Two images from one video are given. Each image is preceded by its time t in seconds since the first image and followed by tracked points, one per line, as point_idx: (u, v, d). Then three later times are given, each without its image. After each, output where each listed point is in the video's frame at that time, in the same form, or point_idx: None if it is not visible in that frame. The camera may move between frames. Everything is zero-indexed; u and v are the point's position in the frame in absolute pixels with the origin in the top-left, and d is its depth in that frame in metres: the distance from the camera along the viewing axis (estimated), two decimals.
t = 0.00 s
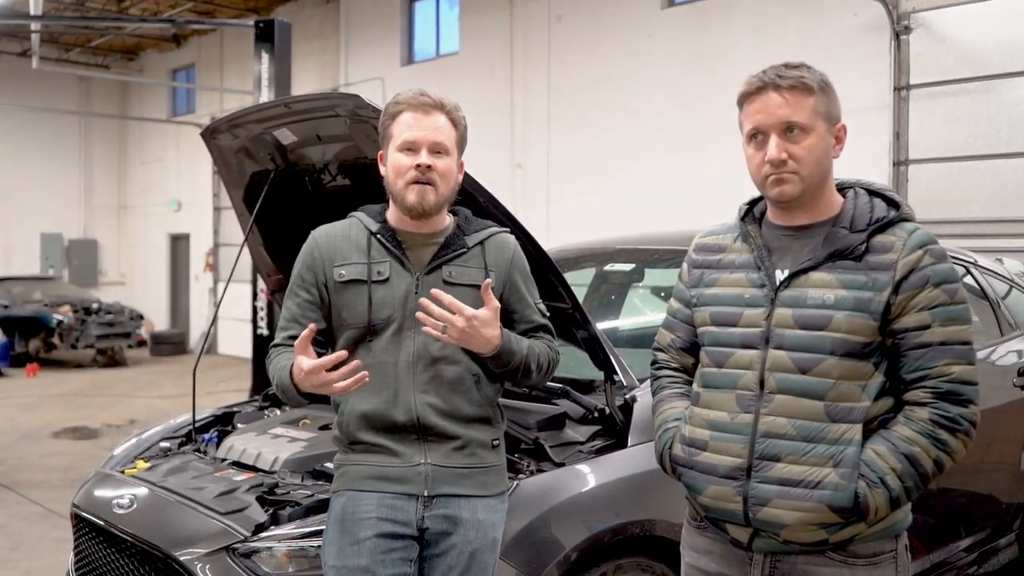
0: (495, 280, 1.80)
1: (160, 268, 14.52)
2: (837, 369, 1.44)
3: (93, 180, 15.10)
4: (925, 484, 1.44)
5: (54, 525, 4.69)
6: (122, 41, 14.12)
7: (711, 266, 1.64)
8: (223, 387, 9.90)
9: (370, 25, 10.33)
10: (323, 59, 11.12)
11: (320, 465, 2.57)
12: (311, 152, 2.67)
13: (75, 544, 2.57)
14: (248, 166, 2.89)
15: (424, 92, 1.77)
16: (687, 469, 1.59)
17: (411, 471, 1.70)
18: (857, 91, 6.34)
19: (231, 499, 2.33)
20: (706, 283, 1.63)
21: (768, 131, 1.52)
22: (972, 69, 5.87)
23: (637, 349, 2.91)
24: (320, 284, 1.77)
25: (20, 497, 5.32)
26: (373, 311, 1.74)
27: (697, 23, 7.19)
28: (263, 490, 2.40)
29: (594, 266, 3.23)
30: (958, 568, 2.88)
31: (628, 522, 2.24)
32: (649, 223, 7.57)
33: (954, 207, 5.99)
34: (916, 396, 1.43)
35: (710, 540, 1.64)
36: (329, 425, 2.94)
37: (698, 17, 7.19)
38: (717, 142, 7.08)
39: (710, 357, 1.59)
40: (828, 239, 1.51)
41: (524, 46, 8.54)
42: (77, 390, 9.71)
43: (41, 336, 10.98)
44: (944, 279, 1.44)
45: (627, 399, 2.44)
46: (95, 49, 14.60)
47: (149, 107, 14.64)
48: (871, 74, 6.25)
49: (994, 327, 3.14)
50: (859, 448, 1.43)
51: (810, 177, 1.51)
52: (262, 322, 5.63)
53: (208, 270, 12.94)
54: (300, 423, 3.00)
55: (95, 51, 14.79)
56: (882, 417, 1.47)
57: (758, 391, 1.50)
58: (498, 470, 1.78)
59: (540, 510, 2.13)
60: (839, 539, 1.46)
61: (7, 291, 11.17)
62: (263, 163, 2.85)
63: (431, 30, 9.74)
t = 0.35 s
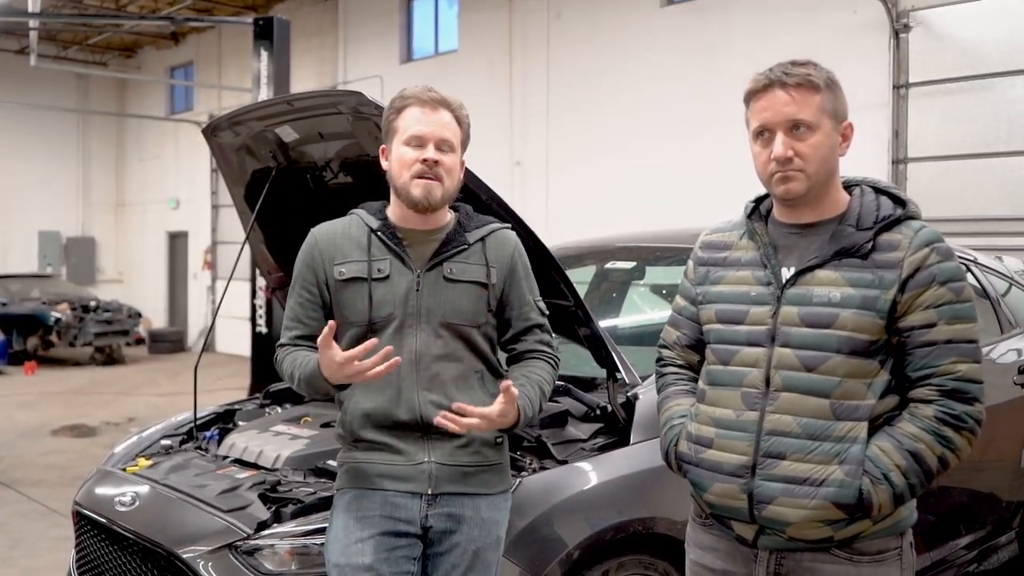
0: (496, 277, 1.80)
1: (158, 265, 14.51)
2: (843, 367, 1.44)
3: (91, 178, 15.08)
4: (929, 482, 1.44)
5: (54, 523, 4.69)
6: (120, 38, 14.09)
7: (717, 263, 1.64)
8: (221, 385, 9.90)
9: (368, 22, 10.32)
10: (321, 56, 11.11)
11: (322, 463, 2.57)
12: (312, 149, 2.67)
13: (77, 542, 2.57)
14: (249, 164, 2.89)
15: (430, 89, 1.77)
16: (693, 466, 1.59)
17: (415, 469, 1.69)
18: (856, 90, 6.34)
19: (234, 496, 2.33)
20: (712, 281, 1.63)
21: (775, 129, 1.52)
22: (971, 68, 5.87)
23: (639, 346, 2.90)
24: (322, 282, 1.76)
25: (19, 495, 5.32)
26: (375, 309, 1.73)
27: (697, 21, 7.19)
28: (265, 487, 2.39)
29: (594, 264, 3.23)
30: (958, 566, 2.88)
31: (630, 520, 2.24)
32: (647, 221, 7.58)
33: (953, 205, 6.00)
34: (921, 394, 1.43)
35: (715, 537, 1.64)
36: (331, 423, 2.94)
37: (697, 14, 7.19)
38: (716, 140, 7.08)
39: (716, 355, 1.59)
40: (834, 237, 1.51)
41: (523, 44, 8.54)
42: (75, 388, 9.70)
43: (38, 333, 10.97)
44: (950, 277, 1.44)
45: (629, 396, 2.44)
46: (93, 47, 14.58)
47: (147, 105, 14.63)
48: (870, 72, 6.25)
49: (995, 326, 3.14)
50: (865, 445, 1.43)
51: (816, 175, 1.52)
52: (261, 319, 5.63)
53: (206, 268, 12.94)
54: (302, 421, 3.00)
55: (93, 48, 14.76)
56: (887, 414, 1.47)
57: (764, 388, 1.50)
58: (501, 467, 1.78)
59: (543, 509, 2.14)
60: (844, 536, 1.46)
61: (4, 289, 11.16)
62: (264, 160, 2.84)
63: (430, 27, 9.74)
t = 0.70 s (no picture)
0: (498, 274, 1.79)
1: (154, 262, 14.49)
2: (848, 364, 1.44)
3: (87, 176, 15.05)
4: (934, 479, 1.44)
5: (52, 521, 4.68)
6: (116, 35, 14.05)
7: (721, 260, 1.64)
8: (218, 382, 9.89)
9: (366, 19, 10.30)
10: (318, 53, 11.09)
11: (323, 460, 2.57)
12: (312, 146, 2.66)
13: (77, 539, 2.57)
14: (249, 161, 2.88)
15: (427, 85, 1.76)
16: (697, 463, 1.59)
17: (418, 467, 1.69)
18: (854, 87, 6.33)
19: (234, 494, 2.33)
20: (716, 278, 1.63)
21: (778, 126, 1.52)
22: (969, 64, 5.87)
23: (639, 343, 2.89)
24: (323, 280, 1.76)
25: (16, 492, 5.31)
26: (377, 307, 1.73)
27: (694, 17, 7.18)
28: (266, 485, 2.39)
29: (594, 261, 3.22)
30: (957, 563, 2.89)
31: (631, 517, 2.24)
32: (644, 218, 7.58)
33: (950, 202, 6.01)
34: (926, 391, 1.43)
35: (719, 534, 1.64)
36: (331, 420, 2.93)
37: (694, 10, 7.18)
38: (714, 137, 7.08)
39: (720, 351, 1.58)
40: (839, 234, 1.51)
41: (521, 41, 8.53)
42: (71, 385, 9.68)
43: (34, 331, 10.94)
44: (955, 275, 1.44)
45: (630, 394, 2.44)
46: (89, 44, 14.53)
47: (144, 101, 14.59)
48: (868, 69, 6.25)
49: (994, 323, 3.14)
50: (869, 442, 1.44)
51: (821, 172, 1.52)
52: (258, 317, 5.61)
53: (202, 265, 12.93)
54: (302, 418, 2.99)
55: (89, 45, 14.71)
56: (893, 411, 1.47)
57: (768, 385, 1.50)
58: (503, 465, 1.77)
59: (544, 507, 2.13)
60: (848, 532, 1.46)
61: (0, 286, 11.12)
62: (264, 157, 2.84)
63: (427, 24, 9.72)
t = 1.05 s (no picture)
0: (500, 271, 1.79)
1: (150, 260, 14.48)
2: (851, 361, 1.44)
3: (82, 172, 15.01)
4: (936, 476, 1.45)
5: (48, 518, 4.67)
6: (112, 32, 14.00)
7: (723, 258, 1.64)
8: (214, 380, 9.88)
9: (362, 16, 10.29)
10: (314, 50, 11.07)
11: (323, 458, 2.56)
12: (312, 143, 2.65)
13: (75, 537, 2.56)
14: (248, 158, 2.88)
15: (419, 82, 1.75)
16: (699, 460, 1.59)
17: (419, 464, 1.69)
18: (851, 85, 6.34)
19: (234, 491, 2.32)
20: (718, 275, 1.63)
21: (779, 124, 1.52)
22: (966, 63, 5.87)
23: (638, 340, 2.89)
24: (324, 278, 1.75)
25: (12, 490, 5.29)
26: (379, 306, 1.73)
27: (691, 15, 7.18)
28: (265, 483, 2.38)
29: (593, 259, 3.22)
30: (955, 561, 2.89)
31: (631, 515, 2.24)
32: (641, 217, 7.59)
33: (946, 201, 6.02)
34: (930, 388, 1.43)
35: (721, 532, 1.64)
36: (329, 418, 2.93)
37: (692, 8, 7.18)
38: (711, 135, 7.09)
39: (723, 349, 1.58)
40: (842, 231, 1.51)
41: (518, 38, 8.52)
42: (67, 383, 9.67)
43: (31, 328, 10.92)
44: (958, 272, 1.44)
45: (630, 392, 2.44)
46: (85, 40, 14.48)
47: (140, 98, 14.56)
48: (865, 68, 6.25)
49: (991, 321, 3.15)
50: (872, 439, 1.44)
51: (821, 170, 1.51)
52: (255, 315, 5.60)
53: (198, 262, 12.93)
54: (301, 416, 2.98)
55: (85, 42, 14.67)
56: (895, 409, 1.48)
57: (771, 382, 1.50)
58: (504, 463, 1.77)
59: (543, 504, 2.13)
60: (850, 529, 1.47)
61: None
62: (263, 154, 2.83)
63: (424, 23, 9.71)
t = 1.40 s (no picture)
0: (499, 266, 1.79)
1: (145, 256, 14.44)
2: (852, 354, 1.45)
3: (78, 168, 14.96)
4: (936, 470, 1.45)
5: (45, 515, 4.66)
6: (108, 28, 13.95)
7: (724, 252, 1.64)
8: (210, 377, 9.88)
9: (358, 11, 10.26)
10: (310, 45, 11.04)
11: (322, 454, 2.56)
12: (310, 139, 2.65)
13: (73, 533, 2.56)
14: (246, 153, 2.87)
15: (423, 78, 1.75)
16: (700, 454, 1.59)
17: (419, 459, 1.69)
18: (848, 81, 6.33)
19: (233, 487, 2.32)
20: (719, 268, 1.63)
21: (780, 117, 1.52)
22: (962, 60, 5.88)
23: (637, 335, 2.87)
24: (323, 274, 1.75)
25: (8, 486, 5.28)
26: (378, 301, 1.72)
27: (687, 11, 7.17)
28: (265, 478, 2.38)
29: (592, 255, 3.22)
30: (952, 556, 2.89)
31: (630, 510, 2.24)
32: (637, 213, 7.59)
33: (941, 197, 6.03)
34: (930, 381, 1.44)
35: (722, 526, 1.64)
36: (328, 413, 2.92)
37: (688, 4, 7.17)
38: (706, 131, 7.09)
39: (724, 343, 1.59)
40: (842, 225, 1.51)
41: (514, 33, 8.50)
42: (63, 379, 9.66)
43: (27, 324, 10.92)
44: (959, 265, 1.44)
45: (630, 387, 2.44)
46: (80, 36, 14.43)
47: (135, 94, 14.51)
48: (861, 64, 6.25)
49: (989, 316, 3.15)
50: (873, 433, 1.44)
51: (821, 163, 1.51)
52: (252, 310, 5.60)
53: (194, 259, 12.92)
54: (299, 412, 2.98)
55: (79, 38, 14.61)
56: (896, 403, 1.48)
57: (771, 376, 1.51)
58: (503, 458, 1.77)
59: (543, 499, 2.13)
60: (852, 523, 1.47)
61: None
62: (261, 150, 2.82)
63: (420, 18, 9.69)
